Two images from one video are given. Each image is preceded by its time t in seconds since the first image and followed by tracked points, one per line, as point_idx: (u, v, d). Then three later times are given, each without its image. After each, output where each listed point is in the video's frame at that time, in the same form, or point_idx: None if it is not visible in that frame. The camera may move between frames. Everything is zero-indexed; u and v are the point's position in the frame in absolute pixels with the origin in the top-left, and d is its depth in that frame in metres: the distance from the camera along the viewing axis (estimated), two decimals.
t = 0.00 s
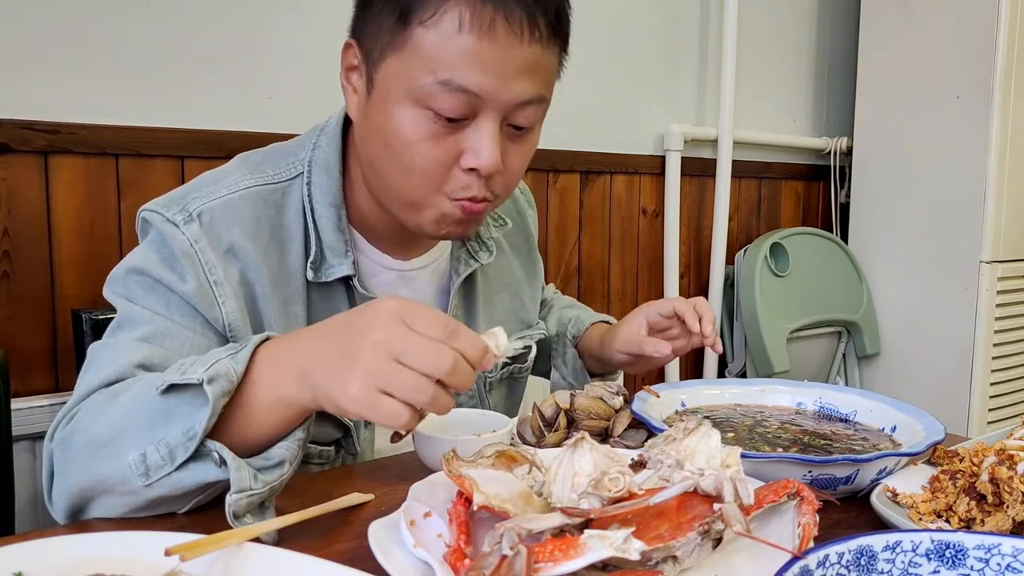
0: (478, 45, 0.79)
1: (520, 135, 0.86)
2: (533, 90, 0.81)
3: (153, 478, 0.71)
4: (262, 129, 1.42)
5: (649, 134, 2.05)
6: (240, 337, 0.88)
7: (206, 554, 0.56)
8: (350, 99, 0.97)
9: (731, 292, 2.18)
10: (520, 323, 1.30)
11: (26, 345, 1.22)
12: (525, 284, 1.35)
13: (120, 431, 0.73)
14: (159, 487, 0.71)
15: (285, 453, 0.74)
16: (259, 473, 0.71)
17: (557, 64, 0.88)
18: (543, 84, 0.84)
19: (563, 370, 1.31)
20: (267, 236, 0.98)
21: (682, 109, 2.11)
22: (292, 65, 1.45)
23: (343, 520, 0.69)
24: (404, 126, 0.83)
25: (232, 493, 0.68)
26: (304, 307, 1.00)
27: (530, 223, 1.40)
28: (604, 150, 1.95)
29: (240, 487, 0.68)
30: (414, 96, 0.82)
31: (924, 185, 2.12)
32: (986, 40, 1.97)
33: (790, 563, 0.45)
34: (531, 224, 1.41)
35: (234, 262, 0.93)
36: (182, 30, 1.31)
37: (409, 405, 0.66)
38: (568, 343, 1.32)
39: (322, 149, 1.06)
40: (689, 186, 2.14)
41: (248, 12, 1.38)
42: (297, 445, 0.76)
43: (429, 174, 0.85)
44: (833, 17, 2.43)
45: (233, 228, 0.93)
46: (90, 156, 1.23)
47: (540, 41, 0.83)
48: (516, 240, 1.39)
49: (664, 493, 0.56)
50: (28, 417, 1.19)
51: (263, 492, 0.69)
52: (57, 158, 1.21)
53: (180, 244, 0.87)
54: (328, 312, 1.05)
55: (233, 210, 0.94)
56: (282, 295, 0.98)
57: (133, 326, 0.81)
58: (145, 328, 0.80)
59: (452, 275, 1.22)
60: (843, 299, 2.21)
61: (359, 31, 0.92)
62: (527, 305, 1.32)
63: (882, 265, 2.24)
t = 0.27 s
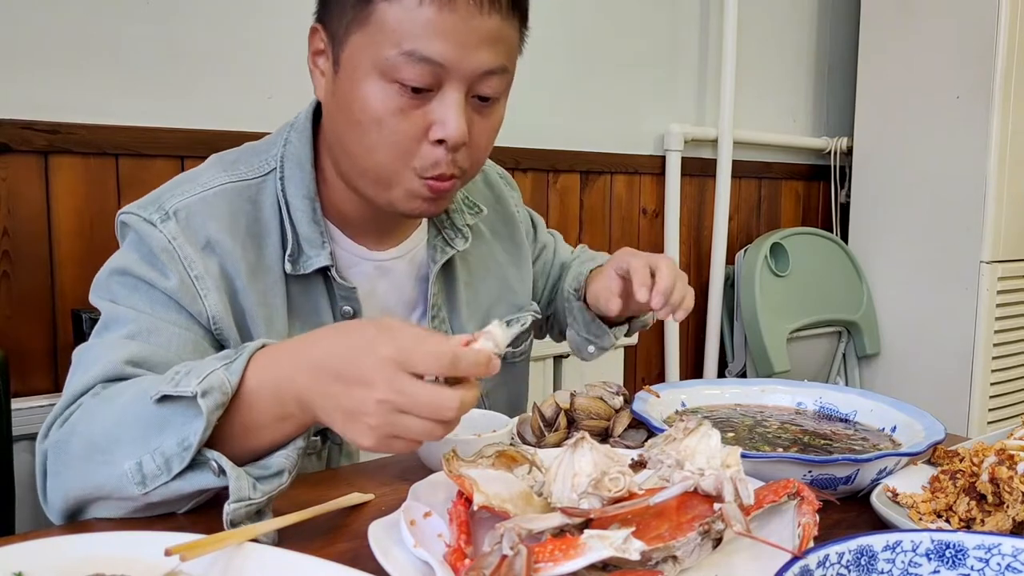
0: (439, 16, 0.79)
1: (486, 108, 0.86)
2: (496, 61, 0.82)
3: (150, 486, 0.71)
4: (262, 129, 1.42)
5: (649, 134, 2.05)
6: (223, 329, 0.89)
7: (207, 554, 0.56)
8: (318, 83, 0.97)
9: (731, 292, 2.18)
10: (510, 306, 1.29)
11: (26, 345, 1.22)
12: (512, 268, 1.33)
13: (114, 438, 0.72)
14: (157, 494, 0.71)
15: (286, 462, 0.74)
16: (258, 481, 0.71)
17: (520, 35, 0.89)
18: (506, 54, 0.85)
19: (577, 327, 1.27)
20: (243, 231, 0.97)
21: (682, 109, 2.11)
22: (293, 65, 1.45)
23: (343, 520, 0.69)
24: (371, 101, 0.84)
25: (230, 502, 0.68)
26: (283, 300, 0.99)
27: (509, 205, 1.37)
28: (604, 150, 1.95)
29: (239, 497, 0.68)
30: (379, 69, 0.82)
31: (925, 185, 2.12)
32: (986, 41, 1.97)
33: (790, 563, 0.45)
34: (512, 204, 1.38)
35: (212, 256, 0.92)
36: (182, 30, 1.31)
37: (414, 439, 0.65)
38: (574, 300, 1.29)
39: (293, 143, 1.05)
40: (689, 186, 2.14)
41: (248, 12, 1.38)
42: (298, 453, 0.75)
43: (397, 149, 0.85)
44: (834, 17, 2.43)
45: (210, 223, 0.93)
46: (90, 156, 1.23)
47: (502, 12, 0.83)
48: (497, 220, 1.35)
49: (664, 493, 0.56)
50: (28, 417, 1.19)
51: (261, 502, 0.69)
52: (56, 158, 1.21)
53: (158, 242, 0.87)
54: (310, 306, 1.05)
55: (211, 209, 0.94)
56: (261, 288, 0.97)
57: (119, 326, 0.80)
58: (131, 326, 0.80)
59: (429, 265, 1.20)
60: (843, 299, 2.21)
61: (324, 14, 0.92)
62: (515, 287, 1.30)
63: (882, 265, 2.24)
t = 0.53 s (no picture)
0: (418, 6, 0.79)
1: (468, 95, 0.87)
2: (475, 49, 0.83)
3: (151, 487, 0.71)
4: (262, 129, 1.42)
5: (649, 134, 2.05)
6: (215, 328, 0.89)
7: (206, 554, 0.56)
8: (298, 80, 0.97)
9: (731, 292, 2.18)
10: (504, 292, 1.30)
11: (26, 345, 1.22)
12: (504, 256, 1.32)
13: (115, 439, 0.72)
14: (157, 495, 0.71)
15: (287, 463, 0.74)
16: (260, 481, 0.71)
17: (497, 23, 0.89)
18: (485, 42, 0.85)
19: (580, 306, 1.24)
20: (229, 230, 0.97)
21: (682, 109, 2.11)
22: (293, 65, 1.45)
23: (343, 520, 0.69)
24: (355, 93, 0.84)
25: (232, 502, 0.68)
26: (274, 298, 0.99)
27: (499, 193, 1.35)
28: (604, 150, 1.95)
29: (241, 496, 0.68)
30: (361, 59, 0.82)
31: (925, 185, 2.12)
32: (986, 40, 1.97)
33: (790, 563, 0.45)
34: (499, 187, 1.36)
35: (200, 255, 0.92)
36: (182, 30, 1.31)
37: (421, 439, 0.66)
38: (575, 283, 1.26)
39: (277, 142, 1.05)
40: (688, 186, 2.14)
41: (248, 12, 1.38)
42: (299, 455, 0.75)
43: (381, 139, 0.85)
44: (834, 16, 2.43)
45: (195, 223, 0.92)
46: (90, 156, 1.23)
47: None
48: (485, 206, 1.34)
49: (664, 493, 0.56)
50: (28, 417, 1.19)
51: (263, 502, 0.69)
52: (57, 158, 1.21)
53: (146, 243, 0.87)
54: (299, 303, 1.04)
55: (198, 209, 0.94)
56: (250, 285, 0.97)
57: (111, 326, 0.80)
58: (124, 326, 0.80)
59: (416, 259, 1.20)
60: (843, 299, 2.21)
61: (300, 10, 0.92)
62: (508, 273, 1.31)
63: (882, 265, 2.24)
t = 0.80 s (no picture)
0: (420, 12, 0.80)
1: (469, 98, 0.88)
2: (478, 53, 0.84)
3: (150, 488, 0.71)
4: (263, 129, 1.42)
5: (649, 134, 2.05)
6: (211, 329, 0.89)
7: (206, 554, 0.56)
8: (297, 85, 0.96)
9: (731, 292, 2.18)
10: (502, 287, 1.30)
11: (26, 345, 1.22)
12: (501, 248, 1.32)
13: (113, 441, 0.72)
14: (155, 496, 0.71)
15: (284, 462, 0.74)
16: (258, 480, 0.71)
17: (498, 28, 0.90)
18: (486, 46, 0.86)
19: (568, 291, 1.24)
20: (222, 230, 0.97)
21: (682, 109, 2.11)
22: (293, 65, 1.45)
23: (343, 520, 0.69)
24: (360, 100, 0.84)
25: (230, 501, 0.67)
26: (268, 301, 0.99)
27: (493, 185, 1.34)
28: (604, 150, 1.95)
29: (239, 495, 0.68)
30: (364, 66, 0.83)
31: (925, 185, 2.12)
32: (986, 40, 1.97)
33: (790, 563, 0.45)
34: (495, 180, 1.36)
35: (194, 256, 0.92)
36: (182, 30, 1.31)
37: (415, 430, 0.66)
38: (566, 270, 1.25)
39: (269, 142, 1.05)
40: (688, 186, 2.14)
41: (248, 12, 1.38)
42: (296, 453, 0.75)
43: (386, 145, 0.86)
44: (834, 16, 2.43)
45: (189, 224, 0.93)
46: (90, 156, 1.23)
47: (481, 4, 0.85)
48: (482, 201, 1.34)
49: (664, 493, 0.56)
50: (28, 417, 1.19)
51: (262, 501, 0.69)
52: (57, 158, 1.21)
53: (139, 244, 0.87)
54: (293, 302, 1.05)
55: (190, 210, 0.94)
56: (243, 287, 0.97)
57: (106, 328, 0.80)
58: (119, 328, 0.80)
59: (411, 256, 1.20)
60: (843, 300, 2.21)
61: (299, 16, 0.92)
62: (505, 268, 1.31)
63: (882, 265, 2.24)
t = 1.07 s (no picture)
0: (525, 91, 0.83)
1: (545, 176, 0.90)
2: (561, 143, 0.85)
3: (104, 409, 0.74)
4: (263, 129, 1.42)
5: (649, 134, 2.05)
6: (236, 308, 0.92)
7: (206, 554, 0.56)
8: (404, 103, 1.01)
9: (731, 292, 2.18)
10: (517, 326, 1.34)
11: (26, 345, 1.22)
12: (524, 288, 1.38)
13: (82, 358, 0.74)
14: (106, 417, 0.73)
15: (225, 418, 0.76)
16: (195, 427, 0.74)
17: (590, 125, 0.92)
18: (575, 140, 0.88)
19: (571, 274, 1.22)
20: (286, 215, 1.01)
21: (682, 109, 2.11)
22: (292, 65, 1.45)
23: (343, 519, 0.69)
24: (442, 145, 0.88)
25: (162, 440, 0.71)
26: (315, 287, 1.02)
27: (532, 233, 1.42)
28: (604, 150, 1.95)
29: (173, 436, 0.72)
30: (457, 119, 0.86)
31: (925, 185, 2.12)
32: (986, 40, 1.98)
33: (789, 563, 0.45)
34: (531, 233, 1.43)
35: (251, 239, 0.96)
36: (181, 30, 1.31)
37: (366, 383, 0.71)
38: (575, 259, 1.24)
39: (345, 140, 1.09)
40: (688, 186, 2.14)
41: (247, 11, 1.38)
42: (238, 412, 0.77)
43: (452, 191, 0.89)
44: (834, 16, 2.43)
45: (253, 206, 0.97)
46: (91, 156, 1.23)
47: (583, 100, 0.87)
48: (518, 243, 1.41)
49: (664, 492, 0.57)
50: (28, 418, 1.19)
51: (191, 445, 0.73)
52: (57, 158, 1.21)
53: (202, 211, 0.91)
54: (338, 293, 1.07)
55: (253, 191, 0.98)
56: (295, 275, 1.00)
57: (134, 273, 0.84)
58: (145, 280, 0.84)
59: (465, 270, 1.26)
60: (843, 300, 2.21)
61: (426, 44, 0.96)
62: (524, 310, 1.36)
63: (882, 265, 2.24)
